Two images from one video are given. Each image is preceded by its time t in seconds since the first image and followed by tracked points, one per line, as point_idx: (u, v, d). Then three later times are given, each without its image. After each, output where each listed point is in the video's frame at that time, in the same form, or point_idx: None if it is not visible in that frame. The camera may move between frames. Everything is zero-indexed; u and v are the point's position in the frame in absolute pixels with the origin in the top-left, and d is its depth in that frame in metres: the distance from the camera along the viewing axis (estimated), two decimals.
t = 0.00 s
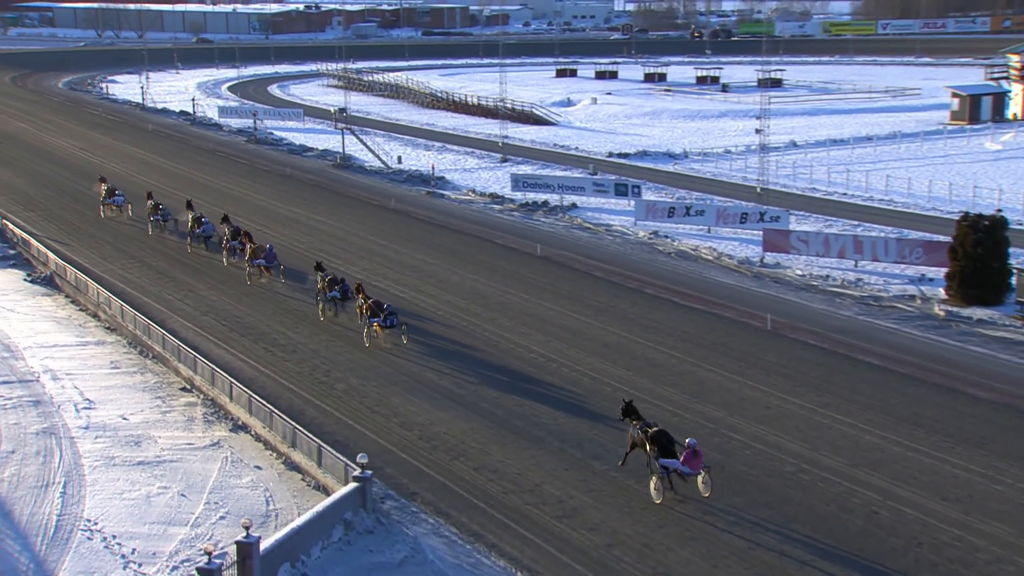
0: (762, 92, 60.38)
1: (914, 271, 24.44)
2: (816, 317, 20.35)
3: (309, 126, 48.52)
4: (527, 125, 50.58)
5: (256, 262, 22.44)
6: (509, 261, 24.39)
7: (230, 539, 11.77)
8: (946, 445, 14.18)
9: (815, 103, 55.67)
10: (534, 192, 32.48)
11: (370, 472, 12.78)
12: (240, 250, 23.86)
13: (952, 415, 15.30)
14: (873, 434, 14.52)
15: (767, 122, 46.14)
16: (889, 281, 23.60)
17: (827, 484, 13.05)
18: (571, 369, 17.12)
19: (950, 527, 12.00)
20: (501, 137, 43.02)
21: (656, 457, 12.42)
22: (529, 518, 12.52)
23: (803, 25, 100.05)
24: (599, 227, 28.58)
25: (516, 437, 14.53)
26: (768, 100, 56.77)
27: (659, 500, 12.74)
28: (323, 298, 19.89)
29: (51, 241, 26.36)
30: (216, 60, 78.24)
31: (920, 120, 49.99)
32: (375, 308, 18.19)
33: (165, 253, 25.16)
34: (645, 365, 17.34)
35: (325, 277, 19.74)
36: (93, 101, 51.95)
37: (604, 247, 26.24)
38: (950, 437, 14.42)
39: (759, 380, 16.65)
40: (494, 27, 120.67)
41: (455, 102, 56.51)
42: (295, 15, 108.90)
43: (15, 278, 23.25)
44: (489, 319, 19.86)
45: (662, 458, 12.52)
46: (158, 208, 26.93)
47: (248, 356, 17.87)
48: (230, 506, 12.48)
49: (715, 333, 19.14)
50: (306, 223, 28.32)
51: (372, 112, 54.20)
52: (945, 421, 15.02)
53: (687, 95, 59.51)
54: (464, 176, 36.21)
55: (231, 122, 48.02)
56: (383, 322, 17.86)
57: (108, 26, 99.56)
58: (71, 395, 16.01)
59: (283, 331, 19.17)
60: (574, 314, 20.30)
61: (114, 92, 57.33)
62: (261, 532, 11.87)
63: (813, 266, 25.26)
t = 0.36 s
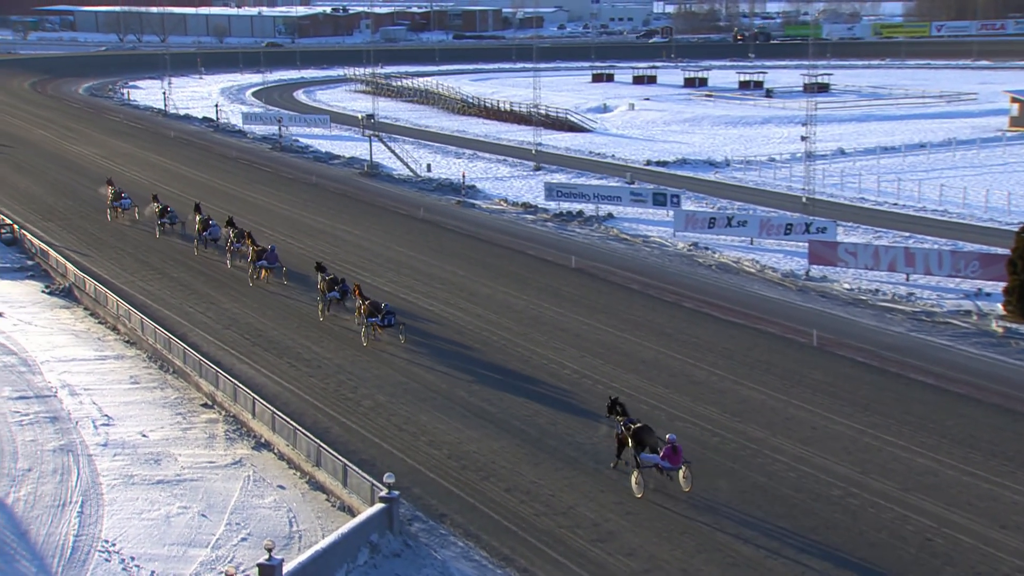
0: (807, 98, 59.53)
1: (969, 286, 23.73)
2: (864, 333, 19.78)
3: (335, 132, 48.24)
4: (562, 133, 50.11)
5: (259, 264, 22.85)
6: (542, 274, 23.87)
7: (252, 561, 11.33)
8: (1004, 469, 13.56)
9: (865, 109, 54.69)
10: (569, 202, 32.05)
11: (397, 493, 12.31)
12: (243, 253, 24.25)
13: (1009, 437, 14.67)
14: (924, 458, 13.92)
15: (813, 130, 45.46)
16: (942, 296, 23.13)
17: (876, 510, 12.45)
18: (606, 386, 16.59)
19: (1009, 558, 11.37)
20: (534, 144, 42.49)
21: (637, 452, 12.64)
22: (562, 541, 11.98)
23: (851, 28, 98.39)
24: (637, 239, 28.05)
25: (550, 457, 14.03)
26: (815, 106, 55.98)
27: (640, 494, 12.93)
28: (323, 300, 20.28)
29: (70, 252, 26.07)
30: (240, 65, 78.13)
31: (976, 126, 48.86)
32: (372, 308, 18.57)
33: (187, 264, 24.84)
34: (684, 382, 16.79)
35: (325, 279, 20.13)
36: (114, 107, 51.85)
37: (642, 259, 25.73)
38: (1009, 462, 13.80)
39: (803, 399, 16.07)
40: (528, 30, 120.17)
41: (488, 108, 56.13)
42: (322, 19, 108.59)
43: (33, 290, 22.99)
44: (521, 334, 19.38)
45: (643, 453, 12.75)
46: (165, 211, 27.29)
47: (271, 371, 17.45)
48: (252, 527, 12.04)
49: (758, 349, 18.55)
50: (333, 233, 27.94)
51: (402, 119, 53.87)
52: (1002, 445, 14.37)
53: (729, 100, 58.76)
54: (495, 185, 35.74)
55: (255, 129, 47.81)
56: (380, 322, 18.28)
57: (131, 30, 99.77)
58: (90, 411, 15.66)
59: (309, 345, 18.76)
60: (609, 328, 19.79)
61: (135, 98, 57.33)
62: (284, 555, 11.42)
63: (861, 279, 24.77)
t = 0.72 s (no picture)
0: (859, 104, 58.77)
1: None
2: (915, 349, 19.25)
3: (365, 141, 48.02)
4: (600, 140, 49.70)
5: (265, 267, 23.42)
6: (579, 287, 23.44)
7: None
8: None
9: (919, 116, 53.77)
10: (607, 212, 31.62)
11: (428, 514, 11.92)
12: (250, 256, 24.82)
13: None
14: (982, 483, 13.40)
15: (864, 138, 44.80)
16: (1000, 312, 22.43)
17: (932, 538, 11.94)
18: (645, 404, 16.11)
19: None
20: (571, 152, 42.06)
21: (623, 448, 12.95)
22: (600, 566, 11.53)
23: (903, 31, 96.87)
24: (678, 250, 27.57)
25: (587, 477, 13.59)
26: (866, 113, 55.19)
27: (626, 489, 13.21)
28: (326, 300, 20.82)
29: (94, 263, 25.88)
30: (269, 71, 78.26)
31: None
32: (374, 308, 19.13)
33: (214, 276, 24.56)
34: (725, 400, 16.31)
35: (329, 280, 20.69)
36: (140, 115, 51.86)
37: (683, 272, 25.26)
38: None
39: (851, 419, 15.56)
40: (564, 35, 119.80)
41: (523, 115, 55.82)
42: (354, 24, 108.77)
43: (56, 302, 22.80)
44: (557, 348, 18.96)
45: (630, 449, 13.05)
46: (176, 216, 27.90)
47: (298, 387, 17.11)
48: (278, 549, 11.72)
49: (805, 367, 18.01)
50: (365, 244, 27.62)
51: (434, 127, 53.60)
52: None
53: (776, 107, 58.13)
54: (530, 195, 35.31)
55: (283, 136, 47.68)
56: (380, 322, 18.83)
57: (157, 36, 100.30)
58: (112, 427, 15.38)
59: (338, 360, 18.41)
60: (649, 344, 19.33)
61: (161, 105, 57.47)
62: None
63: (915, 293, 24.05)
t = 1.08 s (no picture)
0: (906, 108, 58.03)
1: None
2: (965, 363, 18.79)
3: (395, 146, 47.88)
4: (638, 146, 49.37)
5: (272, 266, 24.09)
6: (615, 297, 23.10)
7: None
8: None
9: (970, 121, 52.99)
10: (644, 221, 31.27)
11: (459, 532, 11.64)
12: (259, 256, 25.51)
13: None
14: None
15: (912, 144, 44.17)
16: None
17: (986, 562, 11.60)
18: (681, 419, 15.73)
19: None
20: (607, 160, 41.70)
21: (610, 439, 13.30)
22: None
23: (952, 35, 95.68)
24: (716, 260, 27.18)
25: (622, 494, 13.27)
26: (914, 118, 54.45)
27: (613, 480, 13.56)
28: (330, 298, 21.46)
29: (118, 272, 25.76)
30: (297, 76, 78.41)
31: None
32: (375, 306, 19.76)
33: (239, 285, 24.36)
34: (765, 415, 15.94)
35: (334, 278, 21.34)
36: (166, 120, 51.91)
37: (722, 282, 24.86)
38: None
39: (898, 435, 15.17)
40: (600, 38, 119.35)
41: (557, 120, 55.57)
42: (383, 27, 109.55)
43: (81, 312, 22.66)
44: (591, 361, 18.62)
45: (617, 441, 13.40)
46: (186, 217, 28.65)
47: (325, 399, 16.83)
48: (306, 566, 11.52)
49: (849, 381, 17.56)
50: (395, 253, 27.38)
51: (466, 133, 53.39)
52: None
53: (822, 112, 57.56)
54: (564, 203, 34.96)
55: (312, 142, 47.61)
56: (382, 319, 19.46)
57: (184, 39, 100.77)
58: (136, 440, 15.17)
59: (366, 371, 18.13)
60: (687, 356, 18.98)
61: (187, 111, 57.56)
62: None
63: (966, 305, 23.67)
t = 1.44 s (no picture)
0: (945, 113, 57.25)
1: None
2: (1007, 376, 18.37)
3: (420, 153, 47.70)
4: (668, 152, 48.98)
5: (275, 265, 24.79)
6: (644, 306, 22.79)
7: None
8: None
9: (1012, 126, 52.19)
10: (674, 229, 30.94)
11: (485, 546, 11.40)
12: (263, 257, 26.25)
13: None
14: None
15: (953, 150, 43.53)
16: None
17: None
18: (712, 432, 15.41)
19: None
20: (637, 167, 41.34)
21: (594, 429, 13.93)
22: None
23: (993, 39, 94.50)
24: (749, 269, 26.83)
25: (652, 508, 12.98)
26: (954, 122, 53.69)
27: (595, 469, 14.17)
28: (331, 296, 22.18)
29: (138, 280, 25.65)
30: (321, 80, 78.37)
31: None
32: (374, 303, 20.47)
33: (260, 294, 24.19)
34: (799, 428, 15.60)
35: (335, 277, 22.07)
36: (188, 126, 51.92)
37: (755, 292, 24.49)
38: None
39: (936, 450, 14.80)
40: (629, 41, 118.75)
41: (586, 125, 55.25)
42: (409, 31, 109.39)
43: (101, 320, 22.55)
44: (620, 372, 18.32)
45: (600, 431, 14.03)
46: (192, 217, 29.03)
47: (348, 410, 16.61)
48: None
49: (887, 394, 17.20)
50: (420, 261, 27.16)
51: (492, 138, 53.13)
52: None
53: (858, 116, 56.91)
54: (593, 210, 34.62)
55: (336, 148, 47.50)
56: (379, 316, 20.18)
57: (207, 43, 101.00)
58: (156, 451, 15.00)
59: (392, 381, 17.90)
60: (718, 367, 18.64)
61: (210, 116, 57.57)
62: None
63: (1009, 316, 23.19)
